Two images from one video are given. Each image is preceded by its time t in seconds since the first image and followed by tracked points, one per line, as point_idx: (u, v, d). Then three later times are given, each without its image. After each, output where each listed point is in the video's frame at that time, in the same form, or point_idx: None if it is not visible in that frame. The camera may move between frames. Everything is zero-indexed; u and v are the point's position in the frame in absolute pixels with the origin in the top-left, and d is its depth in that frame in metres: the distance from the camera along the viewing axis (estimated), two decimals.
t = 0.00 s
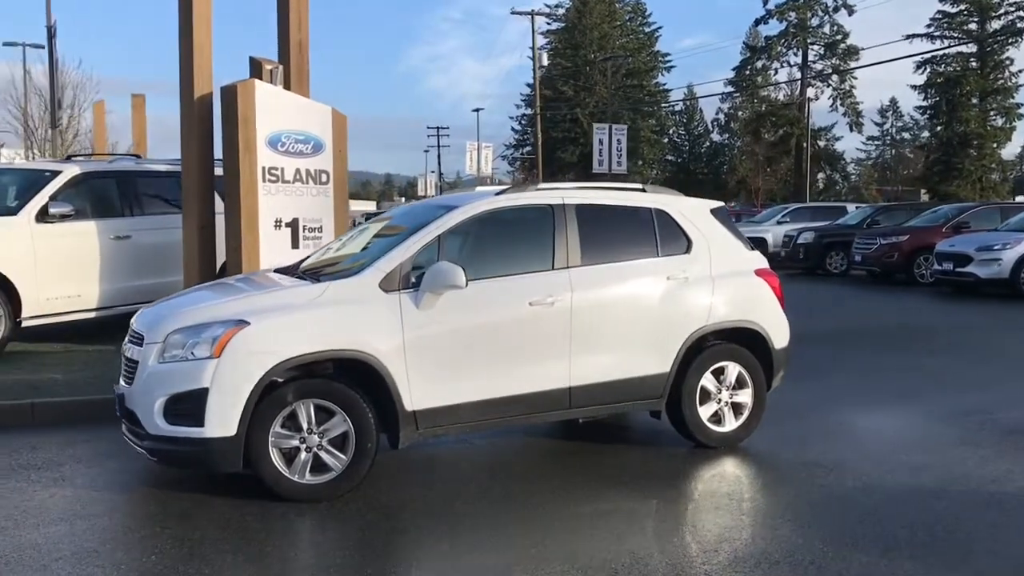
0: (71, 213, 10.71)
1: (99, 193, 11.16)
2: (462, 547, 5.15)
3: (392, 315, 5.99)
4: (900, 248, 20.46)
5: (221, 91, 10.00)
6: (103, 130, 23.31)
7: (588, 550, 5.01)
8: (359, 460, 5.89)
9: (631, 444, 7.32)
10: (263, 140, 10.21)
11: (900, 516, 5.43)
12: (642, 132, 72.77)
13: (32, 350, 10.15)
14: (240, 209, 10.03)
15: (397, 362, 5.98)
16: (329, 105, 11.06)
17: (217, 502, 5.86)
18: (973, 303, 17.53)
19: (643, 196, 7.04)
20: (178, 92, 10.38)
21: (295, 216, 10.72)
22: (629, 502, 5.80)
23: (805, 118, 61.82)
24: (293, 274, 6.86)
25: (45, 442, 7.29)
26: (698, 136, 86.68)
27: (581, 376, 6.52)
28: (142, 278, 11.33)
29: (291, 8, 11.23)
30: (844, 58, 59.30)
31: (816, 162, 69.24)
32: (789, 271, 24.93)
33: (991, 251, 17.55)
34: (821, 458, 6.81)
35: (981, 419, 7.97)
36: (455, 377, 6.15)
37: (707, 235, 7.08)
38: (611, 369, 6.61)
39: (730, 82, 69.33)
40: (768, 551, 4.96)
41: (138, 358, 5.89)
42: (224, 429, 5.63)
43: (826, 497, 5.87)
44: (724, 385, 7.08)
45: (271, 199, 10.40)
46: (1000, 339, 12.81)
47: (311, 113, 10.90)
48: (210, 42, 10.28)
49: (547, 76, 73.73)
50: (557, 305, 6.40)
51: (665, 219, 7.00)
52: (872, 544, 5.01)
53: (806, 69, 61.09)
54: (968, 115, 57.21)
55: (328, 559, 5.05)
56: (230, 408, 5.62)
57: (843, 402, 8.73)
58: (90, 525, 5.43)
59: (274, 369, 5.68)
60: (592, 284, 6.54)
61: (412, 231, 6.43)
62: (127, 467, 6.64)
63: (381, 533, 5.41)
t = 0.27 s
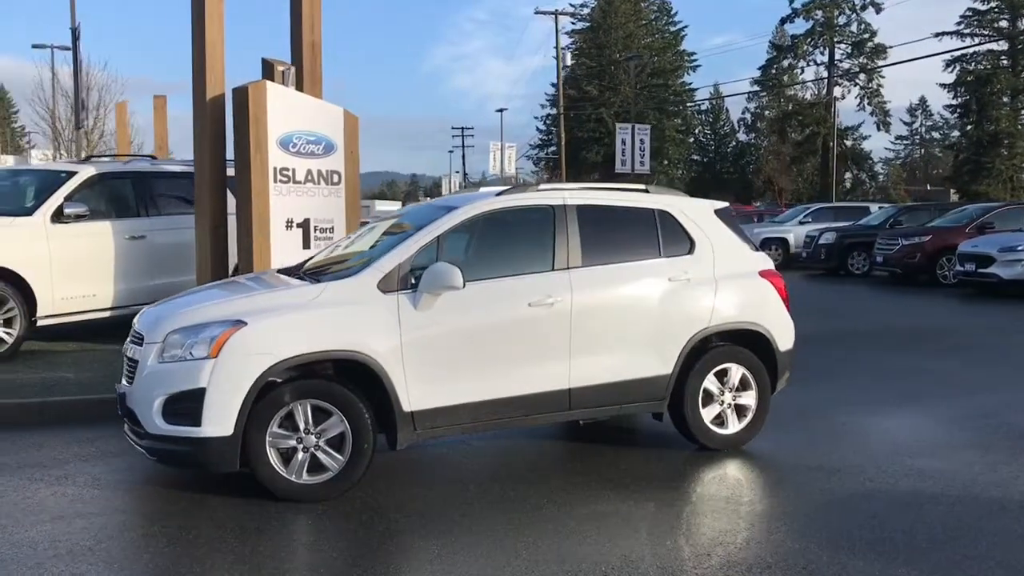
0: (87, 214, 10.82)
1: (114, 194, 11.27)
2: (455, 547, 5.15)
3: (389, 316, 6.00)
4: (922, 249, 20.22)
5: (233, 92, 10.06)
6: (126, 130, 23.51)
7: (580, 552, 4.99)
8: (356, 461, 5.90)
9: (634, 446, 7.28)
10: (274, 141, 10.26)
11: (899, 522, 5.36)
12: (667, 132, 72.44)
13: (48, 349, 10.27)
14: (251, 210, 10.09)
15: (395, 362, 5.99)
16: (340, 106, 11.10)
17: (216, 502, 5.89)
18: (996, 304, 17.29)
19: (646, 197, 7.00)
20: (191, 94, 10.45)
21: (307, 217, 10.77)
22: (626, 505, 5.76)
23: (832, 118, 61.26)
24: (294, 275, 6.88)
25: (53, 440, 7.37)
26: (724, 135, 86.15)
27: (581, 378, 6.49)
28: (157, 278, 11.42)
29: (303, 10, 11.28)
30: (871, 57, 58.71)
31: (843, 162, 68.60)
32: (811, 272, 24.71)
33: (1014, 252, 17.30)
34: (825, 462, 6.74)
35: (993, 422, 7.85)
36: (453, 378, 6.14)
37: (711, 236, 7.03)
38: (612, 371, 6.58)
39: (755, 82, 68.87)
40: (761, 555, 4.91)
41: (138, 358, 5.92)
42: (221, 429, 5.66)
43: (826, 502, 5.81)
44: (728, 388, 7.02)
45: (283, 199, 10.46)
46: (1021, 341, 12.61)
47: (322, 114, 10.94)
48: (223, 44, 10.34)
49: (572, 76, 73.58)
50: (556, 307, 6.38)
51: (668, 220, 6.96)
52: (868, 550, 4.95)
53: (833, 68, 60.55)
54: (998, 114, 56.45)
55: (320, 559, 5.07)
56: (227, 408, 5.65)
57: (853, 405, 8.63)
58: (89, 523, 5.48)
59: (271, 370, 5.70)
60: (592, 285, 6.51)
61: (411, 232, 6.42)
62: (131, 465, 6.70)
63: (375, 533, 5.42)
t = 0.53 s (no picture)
0: (98, 212, 10.88)
1: (125, 191, 11.33)
2: (446, 547, 5.12)
3: (385, 314, 5.97)
4: (942, 248, 19.99)
5: (242, 90, 10.08)
6: (143, 129, 23.63)
7: (572, 553, 4.94)
8: (351, 458, 5.89)
9: (636, 445, 7.22)
10: (282, 139, 10.27)
11: (898, 525, 5.27)
12: (689, 131, 72.08)
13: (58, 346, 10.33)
14: (259, 208, 10.11)
15: (391, 360, 5.96)
16: (350, 103, 11.10)
17: (212, 499, 5.89)
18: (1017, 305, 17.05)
19: (649, 195, 6.93)
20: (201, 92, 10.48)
21: (315, 214, 10.77)
22: (622, 505, 5.71)
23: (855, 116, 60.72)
24: (294, 272, 6.87)
25: (55, 437, 7.39)
26: (747, 134, 85.61)
27: (580, 376, 6.44)
28: (168, 275, 11.47)
29: (313, 8, 11.29)
30: (896, 54, 58.14)
31: (867, 160, 68.00)
32: (830, 271, 24.48)
33: None
34: (828, 463, 6.65)
35: (1003, 424, 7.73)
36: (450, 376, 6.11)
37: (714, 234, 6.95)
38: (611, 370, 6.52)
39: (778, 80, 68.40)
40: (755, 557, 4.84)
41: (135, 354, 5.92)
42: (216, 426, 5.66)
43: (825, 503, 5.73)
44: (730, 387, 6.95)
45: (291, 197, 10.47)
46: None
47: (331, 112, 10.95)
48: (232, 42, 10.37)
49: (593, 75, 73.37)
50: (555, 305, 6.33)
51: (670, 217, 6.88)
52: (864, 553, 4.87)
53: (857, 66, 60.01)
54: None
55: (310, 557, 5.05)
56: (222, 405, 5.64)
57: (861, 405, 8.52)
58: (83, 520, 5.49)
59: (266, 367, 5.69)
60: (592, 283, 6.45)
61: (409, 229, 6.40)
62: (131, 461, 6.71)
63: (368, 531, 5.40)
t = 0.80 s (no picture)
0: (107, 211, 10.90)
1: (135, 190, 11.35)
2: (435, 550, 5.07)
3: (380, 314, 5.93)
4: (961, 248, 19.74)
5: (249, 89, 10.08)
6: (160, 128, 23.74)
7: (562, 557, 4.88)
8: (345, 459, 5.86)
9: (637, 447, 7.14)
10: (289, 138, 10.26)
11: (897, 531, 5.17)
12: (709, 129, 71.71)
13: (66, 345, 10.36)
14: (265, 207, 10.11)
15: (386, 361, 5.92)
16: (357, 102, 11.07)
17: (205, 499, 5.86)
18: None
19: (650, 194, 6.84)
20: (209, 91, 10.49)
21: (322, 214, 10.76)
22: (617, 508, 5.64)
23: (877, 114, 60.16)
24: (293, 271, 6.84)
25: (57, 436, 7.40)
26: (768, 133, 85.06)
27: (578, 377, 6.37)
28: (177, 274, 11.49)
29: (321, 7, 11.27)
30: (918, 52, 57.54)
31: (889, 159, 67.37)
32: (848, 271, 24.23)
33: None
34: (830, 466, 6.55)
35: (1013, 427, 7.59)
36: (446, 377, 6.06)
37: (717, 233, 6.86)
38: (610, 370, 6.45)
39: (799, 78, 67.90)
40: (748, 563, 4.76)
41: (131, 354, 5.90)
42: (209, 426, 5.64)
43: (824, 508, 5.64)
44: (732, 389, 6.86)
45: (298, 196, 10.46)
46: None
47: (338, 111, 10.93)
48: (239, 41, 10.37)
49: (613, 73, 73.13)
50: (553, 305, 6.27)
51: (672, 217, 6.80)
52: (860, 559, 4.78)
53: (879, 64, 59.46)
54: None
55: (299, 559, 5.02)
56: (215, 405, 5.62)
57: (870, 407, 8.39)
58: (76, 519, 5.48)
59: (259, 367, 5.66)
60: (591, 283, 6.38)
61: (406, 229, 6.35)
62: (129, 461, 6.70)
63: (359, 533, 5.37)
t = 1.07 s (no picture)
0: (114, 211, 10.93)
1: (142, 190, 11.38)
2: (425, 553, 5.03)
3: (374, 315, 5.89)
4: (979, 248, 19.50)
5: (254, 89, 10.07)
6: (174, 128, 23.82)
7: (552, 562, 4.82)
8: (338, 462, 5.83)
9: (638, 450, 7.07)
10: (294, 138, 10.24)
11: (895, 538, 5.08)
12: (728, 129, 71.30)
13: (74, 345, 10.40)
14: (270, 207, 10.11)
15: (380, 363, 5.89)
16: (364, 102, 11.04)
17: (199, 501, 5.84)
18: None
19: (651, 194, 6.76)
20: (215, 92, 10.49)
21: (328, 214, 10.74)
22: (612, 512, 5.58)
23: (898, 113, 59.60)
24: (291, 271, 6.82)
25: (58, 436, 7.41)
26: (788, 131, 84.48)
27: (576, 379, 6.31)
28: (185, 274, 11.51)
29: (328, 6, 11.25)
30: (940, 50, 56.93)
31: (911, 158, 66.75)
32: (865, 271, 23.99)
33: None
34: (832, 470, 6.45)
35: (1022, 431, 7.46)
36: (441, 378, 6.01)
37: (718, 234, 6.77)
38: (609, 372, 6.38)
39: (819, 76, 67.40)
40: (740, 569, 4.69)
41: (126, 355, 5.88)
42: (202, 427, 5.62)
43: (823, 513, 5.55)
44: (733, 392, 6.78)
45: (304, 196, 10.44)
46: None
47: (344, 110, 10.90)
48: (245, 41, 10.36)
49: (631, 72, 72.86)
50: (550, 306, 6.21)
51: (673, 217, 6.72)
52: (854, 566, 4.69)
53: (900, 62, 58.89)
54: None
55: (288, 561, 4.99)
56: (208, 406, 5.60)
57: (878, 410, 8.28)
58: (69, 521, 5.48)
59: (253, 368, 5.64)
60: (589, 284, 6.32)
61: (402, 229, 6.31)
62: (127, 462, 6.70)
63: (351, 536, 5.33)
